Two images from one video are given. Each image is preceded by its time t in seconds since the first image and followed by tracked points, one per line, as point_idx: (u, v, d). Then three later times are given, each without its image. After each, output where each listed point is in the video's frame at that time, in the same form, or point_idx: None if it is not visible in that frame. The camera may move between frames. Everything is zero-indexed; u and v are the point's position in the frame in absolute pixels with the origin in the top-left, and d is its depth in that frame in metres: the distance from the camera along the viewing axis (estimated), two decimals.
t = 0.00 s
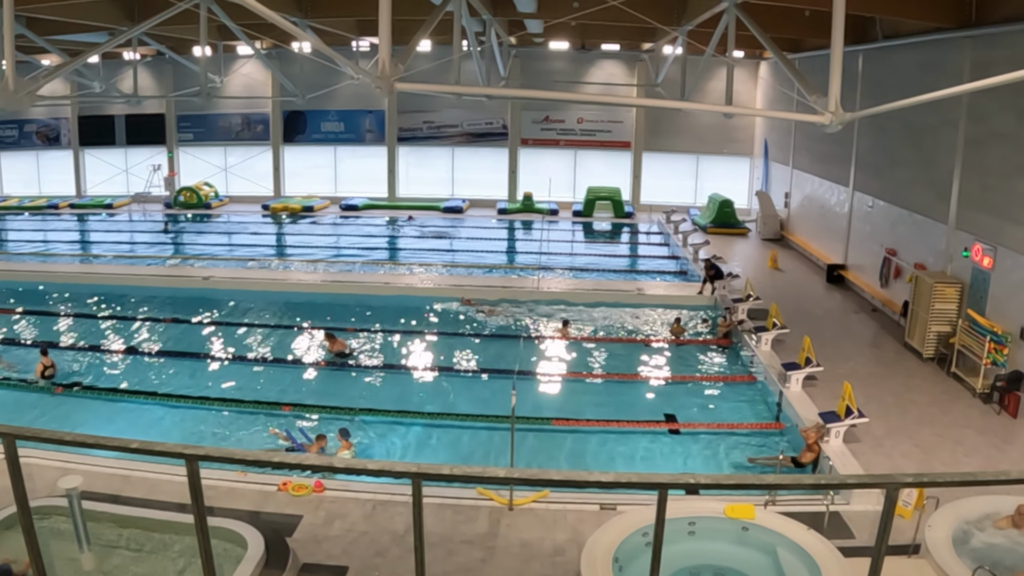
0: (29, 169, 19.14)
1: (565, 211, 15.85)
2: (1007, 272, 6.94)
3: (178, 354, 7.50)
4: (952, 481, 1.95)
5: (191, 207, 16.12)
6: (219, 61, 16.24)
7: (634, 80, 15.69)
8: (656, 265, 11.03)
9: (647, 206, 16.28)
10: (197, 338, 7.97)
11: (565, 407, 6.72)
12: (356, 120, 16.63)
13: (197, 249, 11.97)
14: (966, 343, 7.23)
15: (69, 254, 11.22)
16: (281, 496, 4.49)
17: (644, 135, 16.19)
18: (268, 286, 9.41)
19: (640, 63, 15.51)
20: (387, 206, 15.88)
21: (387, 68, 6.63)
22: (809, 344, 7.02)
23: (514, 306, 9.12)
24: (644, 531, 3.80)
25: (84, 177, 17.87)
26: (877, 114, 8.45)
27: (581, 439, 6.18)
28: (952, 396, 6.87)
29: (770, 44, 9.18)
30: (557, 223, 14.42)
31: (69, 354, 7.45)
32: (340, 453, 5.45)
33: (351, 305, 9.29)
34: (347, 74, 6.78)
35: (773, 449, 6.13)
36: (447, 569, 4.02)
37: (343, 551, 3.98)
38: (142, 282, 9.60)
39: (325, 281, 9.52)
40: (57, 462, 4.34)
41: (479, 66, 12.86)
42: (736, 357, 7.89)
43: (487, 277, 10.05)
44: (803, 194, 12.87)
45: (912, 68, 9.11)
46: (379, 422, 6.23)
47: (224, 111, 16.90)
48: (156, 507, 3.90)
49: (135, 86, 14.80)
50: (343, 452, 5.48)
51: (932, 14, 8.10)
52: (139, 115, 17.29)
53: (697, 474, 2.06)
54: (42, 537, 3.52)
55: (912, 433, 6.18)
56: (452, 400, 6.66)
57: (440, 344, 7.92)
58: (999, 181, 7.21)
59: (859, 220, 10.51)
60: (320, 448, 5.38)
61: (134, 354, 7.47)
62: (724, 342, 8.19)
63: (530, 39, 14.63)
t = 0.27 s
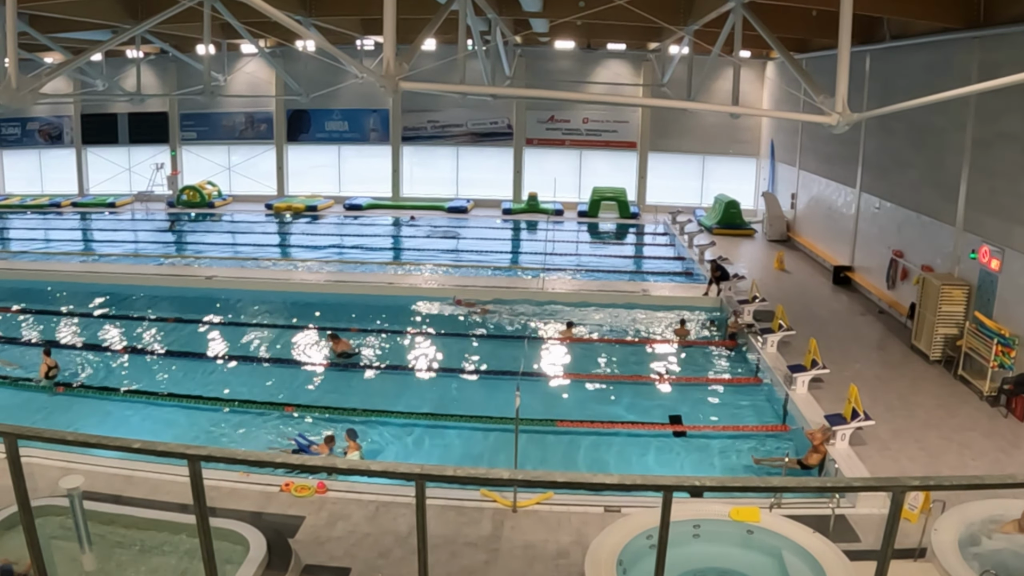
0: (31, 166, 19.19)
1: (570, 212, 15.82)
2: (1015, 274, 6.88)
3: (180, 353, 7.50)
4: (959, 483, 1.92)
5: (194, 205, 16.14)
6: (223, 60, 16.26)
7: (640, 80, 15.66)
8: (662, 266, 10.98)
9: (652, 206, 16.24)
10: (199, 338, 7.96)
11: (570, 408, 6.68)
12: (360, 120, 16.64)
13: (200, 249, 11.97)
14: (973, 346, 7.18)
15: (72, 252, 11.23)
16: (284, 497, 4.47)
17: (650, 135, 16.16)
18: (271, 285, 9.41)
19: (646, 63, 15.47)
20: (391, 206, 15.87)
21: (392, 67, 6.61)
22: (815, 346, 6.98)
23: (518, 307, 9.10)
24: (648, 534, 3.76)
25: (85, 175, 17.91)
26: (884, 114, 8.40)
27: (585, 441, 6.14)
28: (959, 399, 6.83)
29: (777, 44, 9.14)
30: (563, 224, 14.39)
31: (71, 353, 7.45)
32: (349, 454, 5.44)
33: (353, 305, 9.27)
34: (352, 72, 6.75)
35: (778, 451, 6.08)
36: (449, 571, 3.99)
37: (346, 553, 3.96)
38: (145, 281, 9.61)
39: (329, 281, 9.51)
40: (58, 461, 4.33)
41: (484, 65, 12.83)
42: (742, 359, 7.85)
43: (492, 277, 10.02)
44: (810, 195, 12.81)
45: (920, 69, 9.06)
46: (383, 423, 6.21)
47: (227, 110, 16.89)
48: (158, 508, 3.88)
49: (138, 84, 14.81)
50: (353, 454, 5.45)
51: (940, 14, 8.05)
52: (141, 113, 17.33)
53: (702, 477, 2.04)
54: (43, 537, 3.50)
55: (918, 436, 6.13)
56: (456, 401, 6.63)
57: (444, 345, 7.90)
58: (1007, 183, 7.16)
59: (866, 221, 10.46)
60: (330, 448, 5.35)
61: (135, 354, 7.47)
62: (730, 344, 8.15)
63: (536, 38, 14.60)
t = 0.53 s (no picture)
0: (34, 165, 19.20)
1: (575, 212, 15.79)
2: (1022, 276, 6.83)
3: (183, 353, 7.49)
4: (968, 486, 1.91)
5: (197, 204, 16.16)
6: (226, 58, 16.28)
7: (646, 80, 15.62)
8: (667, 267, 10.95)
9: (658, 207, 16.20)
10: (201, 337, 7.96)
11: (574, 410, 6.65)
12: (364, 119, 16.64)
13: (203, 248, 11.97)
14: (980, 348, 7.13)
15: (74, 251, 11.23)
16: (286, 498, 4.45)
17: (656, 135, 16.12)
18: (275, 284, 9.40)
19: (652, 62, 15.43)
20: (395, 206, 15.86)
21: (397, 66, 6.59)
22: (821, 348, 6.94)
23: (522, 307, 9.08)
24: (652, 537, 3.71)
25: (88, 174, 17.92)
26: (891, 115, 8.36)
27: (589, 442, 6.12)
28: (966, 402, 6.78)
29: (783, 44, 9.09)
30: (568, 224, 14.35)
31: (72, 353, 7.45)
32: (357, 455, 5.42)
33: (356, 305, 9.25)
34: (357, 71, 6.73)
35: (783, 453, 6.05)
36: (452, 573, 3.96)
37: (348, 554, 3.93)
38: (148, 280, 9.61)
39: (333, 281, 9.49)
40: (59, 461, 4.31)
41: (489, 65, 12.81)
42: (747, 361, 7.81)
43: (497, 278, 10.00)
44: (816, 196, 12.76)
45: (927, 69, 9.02)
46: (387, 424, 6.19)
47: (231, 108, 16.88)
48: (159, 508, 3.86)
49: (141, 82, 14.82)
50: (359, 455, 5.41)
51: (947, 14, 8.00)
52: (145, 112, 17.34)
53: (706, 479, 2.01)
54: (44, 537, 3.48)
55: (924, 439, 6.09)
56: (461, 402, 6.60)
57: (448, 345, 7.88)
58: (1014, 184, 7.11)
59: (872, 222, 10.41)
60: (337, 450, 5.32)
61: (137, 353, 7.46)
62: (736, 346, 8.10)
63: (541, 38, 14.57)
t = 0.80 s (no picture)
0: (36, 163, 19.21)
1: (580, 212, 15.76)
2: None
3: (185, 352, 7.49)
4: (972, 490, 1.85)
5: (200, 203, 16.18)
6: (230, 56, 16.29)
7: (652, 79, 15.58)
8: (672, 268, 10.90)
9: (664, 208, 16.15)
10: (204, 337, 7.95)
11: (579, 411, 6.62)
12: (368, 118, 16.63)
13: (206, 247, 11.96)
14: (987, 351, 7.07)
15: (75, 250, 11.22)
16: (289, 499, 4.43)
17: (661, 135, 16.07)
18: (279, 284, 9.38)
19: (658, 62, 15.39)
20: (399, 206, 15.84)
21: (401, 65, 6.57)
22: (828, 350, 6.89)
23: (527, 308, 9.05)
24: (657, 539, 3.70)
25: (91, 172, 17.93)
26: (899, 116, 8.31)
27: (594, 444, 6.08)
28: (973, 405, 6.73)
29: (790, 44, 9.06)
30: (573, 225, 14.30)
31: (74, 352, 7.44)
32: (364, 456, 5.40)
33: (359, 305, 9.23)
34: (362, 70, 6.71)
35: (789, 456, 6.01)
36: None
37: (351, 556, 3.91)
38: (150, 279, 9.60)
39: (336, 280, 9.48)
40: (61, 461, 4.29)
41: (494, 64, 12.79)
42: (753, 363, 7.77)
43: (501, 278, 9.97)
44: (823, 197, 12.71)
45: (935, 70, 8.97)
46: (392, 424, 6.16)
47: (234, 107, 16.90)
48: (161, 509, 3.84)
49: (143, 80, 14.82)
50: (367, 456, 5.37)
51: (955, 14, 7.95)
52: (148, 111, 17.35)
53: (713, 481, 2.00)
54: (47, 539, 3.45)
55: (932, 442, 6.04)
56: (465, 403, 6.57)
57: (452, 346, 7.86)
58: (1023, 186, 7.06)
59: (879, 223, 10.35)
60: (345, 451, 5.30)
61: (140, 353, 7.44)
62: (742, 347, 8.06)
63: (546, 37, 14.54)
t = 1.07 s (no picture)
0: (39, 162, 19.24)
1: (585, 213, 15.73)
2: None
3: (188, 352, 7.48)
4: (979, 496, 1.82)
5: (203, 202, 16.19)
6: (233, 55, 16.31)
7: (658, 79, 15.54)
8: (677, 269, 10.87)
9: (669, 208, 16.11)
10: (206, 336, 7.95)
11: (584, 413, 6.58)
12: (373, 117, 16.63)
13: (209, 247, 11.96)
14: (994, 353, 7.02)
15: (78, 249, 11.23)
16: (292, 499, 4.41)
17: (667, 135, 16.03)
18: (282, 284, 9.37)
19: (664, 62, 15.35)
20: (403, 205, 15.83)
21: (406, 64, 6.56)
22: (834, 352, 6.85)
23: (531, 309, 9.03)
24: (661, 542, 3.66)
25: (94, 171, 17.95)
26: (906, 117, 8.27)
27: (598, 446, 6.05)
28: (980, 408, 6.68)
29: (797, 44, 9.01)
30: (579, 225, 14.27)
31: (77, 351, 7.45)
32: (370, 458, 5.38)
33: (362, 305, 9.21)
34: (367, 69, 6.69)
35: (794, 458, 5.98)
36: None
37: (353, 557, 3.88)
38: (152, 279, 9.60)
39: (340, 280, 9.46)
40: (63, 461, 4.28)
41: (500, 63, 12.76)
42: (759, 365, 7.73)
43: (506, 278, 9.94)
44: (830, 198, 12.65)
45: (943, 70, 8.92)
46: (396, 426, 6.14)
47: (238, 105, 16.94)
48: (163, 510, 3.83)
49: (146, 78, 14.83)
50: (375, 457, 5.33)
51: (963, 15, 7.90)
52: (152, 109, 17.37)
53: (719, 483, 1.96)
54: (49, 538, 3.44)
55: (938, 444, 6.00)
56: (469, 405, 6.55)
57: (456, 347, 7.84)
58: None
59: (886, 225, 10.30)
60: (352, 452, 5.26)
61: (142, 353, 7.43)
62: (747, 349, 8.03)
63: (552, 36, 14.52)
